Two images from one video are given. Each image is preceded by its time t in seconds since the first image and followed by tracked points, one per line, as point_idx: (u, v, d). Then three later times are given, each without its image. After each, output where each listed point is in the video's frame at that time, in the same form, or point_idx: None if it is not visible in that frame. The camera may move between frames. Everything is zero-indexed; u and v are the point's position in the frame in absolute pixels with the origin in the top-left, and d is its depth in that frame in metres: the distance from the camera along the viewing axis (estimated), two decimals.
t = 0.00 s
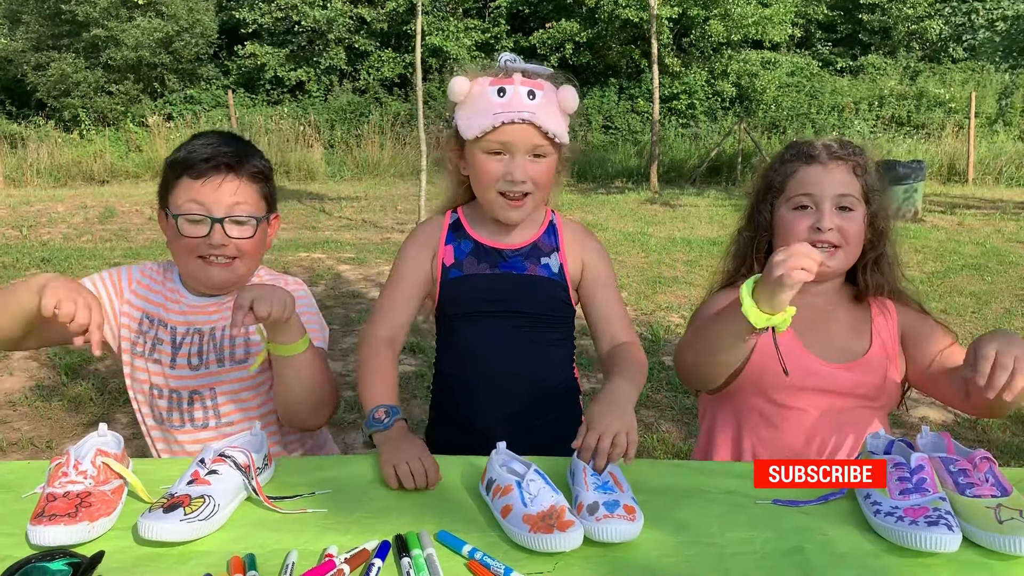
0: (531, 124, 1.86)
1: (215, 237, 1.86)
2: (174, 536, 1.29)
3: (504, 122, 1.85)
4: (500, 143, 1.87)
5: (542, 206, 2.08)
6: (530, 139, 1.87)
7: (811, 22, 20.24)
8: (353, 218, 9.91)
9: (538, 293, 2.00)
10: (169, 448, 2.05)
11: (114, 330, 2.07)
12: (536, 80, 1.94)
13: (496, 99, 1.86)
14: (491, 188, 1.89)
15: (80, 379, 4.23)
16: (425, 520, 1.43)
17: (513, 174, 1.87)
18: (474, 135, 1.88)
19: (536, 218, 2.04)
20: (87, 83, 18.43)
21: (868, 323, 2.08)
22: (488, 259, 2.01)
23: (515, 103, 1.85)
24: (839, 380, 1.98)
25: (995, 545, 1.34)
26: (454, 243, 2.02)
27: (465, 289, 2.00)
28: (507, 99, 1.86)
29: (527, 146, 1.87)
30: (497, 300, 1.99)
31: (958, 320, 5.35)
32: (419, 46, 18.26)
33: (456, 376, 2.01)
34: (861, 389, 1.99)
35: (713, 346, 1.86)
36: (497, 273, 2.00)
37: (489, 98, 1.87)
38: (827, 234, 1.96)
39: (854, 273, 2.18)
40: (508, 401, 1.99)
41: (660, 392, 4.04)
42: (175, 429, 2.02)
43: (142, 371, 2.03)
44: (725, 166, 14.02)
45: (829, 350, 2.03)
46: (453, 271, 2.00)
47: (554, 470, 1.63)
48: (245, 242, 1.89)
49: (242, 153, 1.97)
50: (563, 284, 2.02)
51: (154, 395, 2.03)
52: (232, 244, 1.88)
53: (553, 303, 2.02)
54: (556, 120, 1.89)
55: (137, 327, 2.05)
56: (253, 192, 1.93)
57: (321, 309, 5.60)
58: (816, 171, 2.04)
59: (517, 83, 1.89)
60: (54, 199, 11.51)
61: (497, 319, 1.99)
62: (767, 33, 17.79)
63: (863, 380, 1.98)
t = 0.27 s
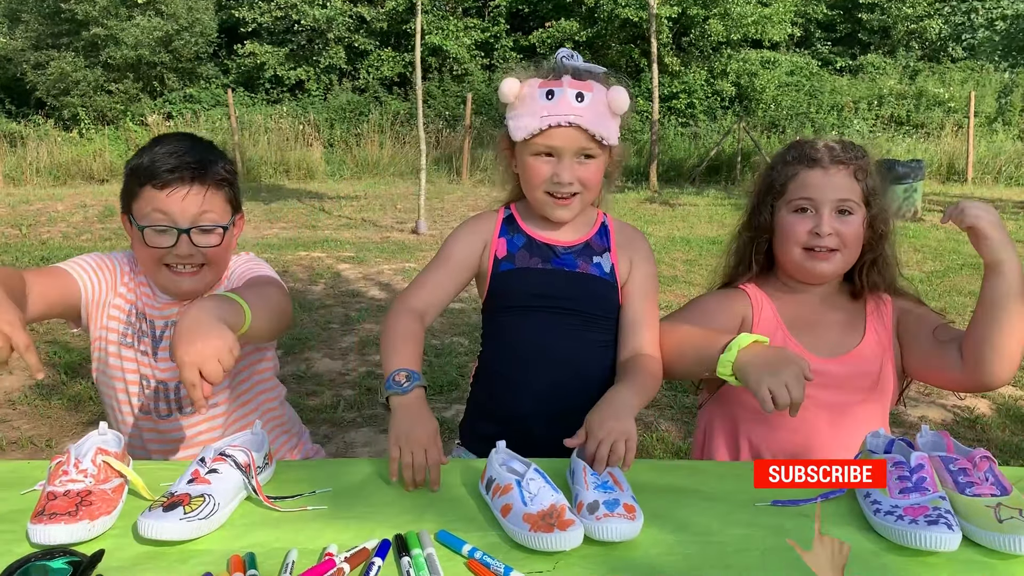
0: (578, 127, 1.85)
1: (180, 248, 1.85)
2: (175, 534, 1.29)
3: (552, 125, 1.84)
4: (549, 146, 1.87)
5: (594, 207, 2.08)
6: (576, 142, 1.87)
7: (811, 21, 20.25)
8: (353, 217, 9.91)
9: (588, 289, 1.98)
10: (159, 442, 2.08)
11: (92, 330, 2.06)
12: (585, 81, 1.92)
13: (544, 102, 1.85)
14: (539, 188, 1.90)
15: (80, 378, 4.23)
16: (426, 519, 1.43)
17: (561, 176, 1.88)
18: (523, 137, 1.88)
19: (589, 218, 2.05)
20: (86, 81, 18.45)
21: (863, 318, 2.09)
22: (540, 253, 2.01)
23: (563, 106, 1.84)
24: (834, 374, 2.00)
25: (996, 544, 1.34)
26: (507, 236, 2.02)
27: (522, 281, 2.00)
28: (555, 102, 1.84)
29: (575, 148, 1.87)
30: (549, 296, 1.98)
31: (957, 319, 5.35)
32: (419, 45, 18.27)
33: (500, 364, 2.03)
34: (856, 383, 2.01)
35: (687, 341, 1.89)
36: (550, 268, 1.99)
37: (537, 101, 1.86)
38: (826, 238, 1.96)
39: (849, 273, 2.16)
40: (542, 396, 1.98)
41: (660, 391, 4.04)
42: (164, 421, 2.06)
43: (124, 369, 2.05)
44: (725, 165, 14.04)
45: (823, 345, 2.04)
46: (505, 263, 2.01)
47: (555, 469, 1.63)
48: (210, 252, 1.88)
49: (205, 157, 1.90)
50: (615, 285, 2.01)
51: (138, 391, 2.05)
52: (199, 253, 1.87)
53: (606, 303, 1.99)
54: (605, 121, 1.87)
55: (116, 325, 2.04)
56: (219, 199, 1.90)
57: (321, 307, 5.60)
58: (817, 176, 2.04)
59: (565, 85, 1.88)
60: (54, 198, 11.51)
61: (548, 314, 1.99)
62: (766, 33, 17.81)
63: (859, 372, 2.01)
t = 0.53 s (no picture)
0: (586, 128, 1.84)
1: (175, 224, 1.87)
2: (176, 534, 1.29)
3: (559, 128, 1.84)
4: (558, 148, 1.87)
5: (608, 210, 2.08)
6: (585, 143, 1.86)
7: (810, 21, 20.25)
8: (353, 217, 9.92)
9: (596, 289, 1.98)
10: (158, 443, 2.05)
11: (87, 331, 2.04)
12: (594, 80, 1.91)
13: (550, 104, 1.85)
14: (551, 190, 1.90)
15: (79, 378, 4.23)
16: (425, 518, 1.43)
17: (571, 177, 1.87)
18: (532, 140, 1.88)
19: (603, 219, 2.05)
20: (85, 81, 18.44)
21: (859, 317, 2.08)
22: (553, 252, 2.01)
23: (570, 108, 1.84)
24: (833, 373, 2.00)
25: (994, 544, 1.34)
26: (520, 234, 2.04)
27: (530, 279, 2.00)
28: (563, 103, 1.84)
29: (584, 148, 1.86)
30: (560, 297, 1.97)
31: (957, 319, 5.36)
32: (418, 44, 18.26)
33: (506, 363, 2.02)
34: (854, 382, 2.00)
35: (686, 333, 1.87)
36: (562, 267, 1.99)
37: (544, 104, 1.86)
38: (822, 234, 1.96)
39: (847, 271, 2.15)
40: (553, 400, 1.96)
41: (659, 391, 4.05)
42: (163, 419, 2.05)
43: (122, 369, 2.03)
44: (724, 165, 14.05)
45: (820, 344, 2.04)
46: (517, 261, 2.03)
47: (554, 469, 1.63)
48: (203, 227, 1.90)
49: (189, 140, 1.97)
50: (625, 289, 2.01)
51: (137, 389, 2.04)
52: (193, 230, 1.89)
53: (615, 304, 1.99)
54: (613, 120, 1.86)
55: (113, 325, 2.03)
56: (204, 177, 1.94)
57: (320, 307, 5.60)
58: (811, 172, 2.04)
59: (572, 86, 1.87)
60: (53, 198, 11.50)
61: (556, 314, 1.98)
62: (766, 32, 17.81)
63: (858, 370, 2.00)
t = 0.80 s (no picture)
0: (590, 137, 1.83)
1: (176, 225, 1.85)
2: (172, 535, 1.29)
3: (563, 136, 1.84)
4: (563, 155, 1.86)
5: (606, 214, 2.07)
6: (588, 152, 1.85)
7: (808, 22, 20.29)
8: (350, 217, 9.92)
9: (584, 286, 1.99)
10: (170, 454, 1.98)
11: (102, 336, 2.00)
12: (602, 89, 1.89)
13: (557, 111, 1.84)
14: (554, 196, 1.89)
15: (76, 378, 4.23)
16: (422, 519, 1.43)
17: (575, 184, 1.86)
18: (538, 147, 1.88)
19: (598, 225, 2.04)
20: (82, 81, 18.42)
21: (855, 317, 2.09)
22: (548, 248, 2.01)
23: (576, 116, 1.83)
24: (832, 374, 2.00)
25: (990, 544, 1.34)
26: (522, 226, 2.04)
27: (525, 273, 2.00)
28: (568, 112, 1.84)
29: (588, 156, 1.85)
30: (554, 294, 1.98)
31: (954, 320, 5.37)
32: (416, 45, 18.28)
33: (501, 360, 2.02)
34: (853, 383, 2.00)
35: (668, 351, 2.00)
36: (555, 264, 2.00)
37: (551, 112, 1.85)
38: (818, 230, 1.98)
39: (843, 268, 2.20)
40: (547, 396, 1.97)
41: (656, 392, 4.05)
42: (176, 428, 1.98)
43: (134, 376, 1.98)
44: (721, 166, 14.06)
45: (819, 344, 2.04)
46: (513, 252, 2.03)
47: (551, 469, 1.63)
48: (205, 218, 1.89)
49: (160, 138, 1.95)
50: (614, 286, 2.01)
51: (150, 396, 1.98)
52: (195, 224, 1.88)
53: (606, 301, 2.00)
54: (619, 129, 1.84)
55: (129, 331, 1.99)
56: (190, 169, 1.94)
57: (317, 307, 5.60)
58: (800, 171, 2.05)
59: (578, 94, 1.86)
60: (50, 198, 11.49)
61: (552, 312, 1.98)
62: (763, 33, 17.84)
63: (856, 371, 2.01)
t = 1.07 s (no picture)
0: (567, 140, 1.84)
1: (183, 246, 1.79)
2: (167, 535, 1.28)
3: (542, 136, 1.85)
4: (539, 156, 1.87)
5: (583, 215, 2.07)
6: (565, 155, 1.86)
7: (804, 24, 20.33)
8: (347, 218, 9.92)
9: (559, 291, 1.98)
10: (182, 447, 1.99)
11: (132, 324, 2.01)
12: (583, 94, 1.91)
13: (536, 113, 1.86)
14: (529, 194, 1.92)
15: (72, 379, 4.22)
16: (419, 520, 1.43)
17: (550, 186, 1.88)
18: (516, 146, 1.89)
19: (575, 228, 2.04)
20: (79, 83, 18.39)
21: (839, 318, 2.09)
22: (529, 249, 2.01)
23: (555, 118, 1.84)
24: (816, 377, 1.99)
25: (987, 544, 1.34)
26: (503, 226, 2.04)
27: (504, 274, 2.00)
28: (548, 113, 1.85)
29: (564, 159, 1.87)
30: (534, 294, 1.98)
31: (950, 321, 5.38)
32: (413, 46, 18.28)
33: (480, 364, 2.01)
34: (843, 380, 2.00)
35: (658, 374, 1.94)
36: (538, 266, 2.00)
37: (531, 112, 1.87)
38: (798, 231, 1.98)
39: (827, 267, 2.19)
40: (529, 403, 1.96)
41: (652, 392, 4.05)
42: (193, 423, 1.98)
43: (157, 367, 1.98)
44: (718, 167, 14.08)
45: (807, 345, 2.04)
46: (495, 252, 2.03)
47: (547, 470, 1.63)
48: (213, 237, 1.82)
49: (170, 150, 1.84)
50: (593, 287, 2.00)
51: (170, 389, 1.99)
52: (202, 244, 1.81)
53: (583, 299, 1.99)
54: (598, 133, 1.85)
55: (156, 323, 1.98)
56: (199, 183, 1.83)
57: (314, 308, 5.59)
58: (780, 172, 2.06)
59: (559, 97, 1.87)
60: (46, 200, 11.47)
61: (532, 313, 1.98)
62: (760, 35, 17.86)
63: (841, 370, 2.00)
